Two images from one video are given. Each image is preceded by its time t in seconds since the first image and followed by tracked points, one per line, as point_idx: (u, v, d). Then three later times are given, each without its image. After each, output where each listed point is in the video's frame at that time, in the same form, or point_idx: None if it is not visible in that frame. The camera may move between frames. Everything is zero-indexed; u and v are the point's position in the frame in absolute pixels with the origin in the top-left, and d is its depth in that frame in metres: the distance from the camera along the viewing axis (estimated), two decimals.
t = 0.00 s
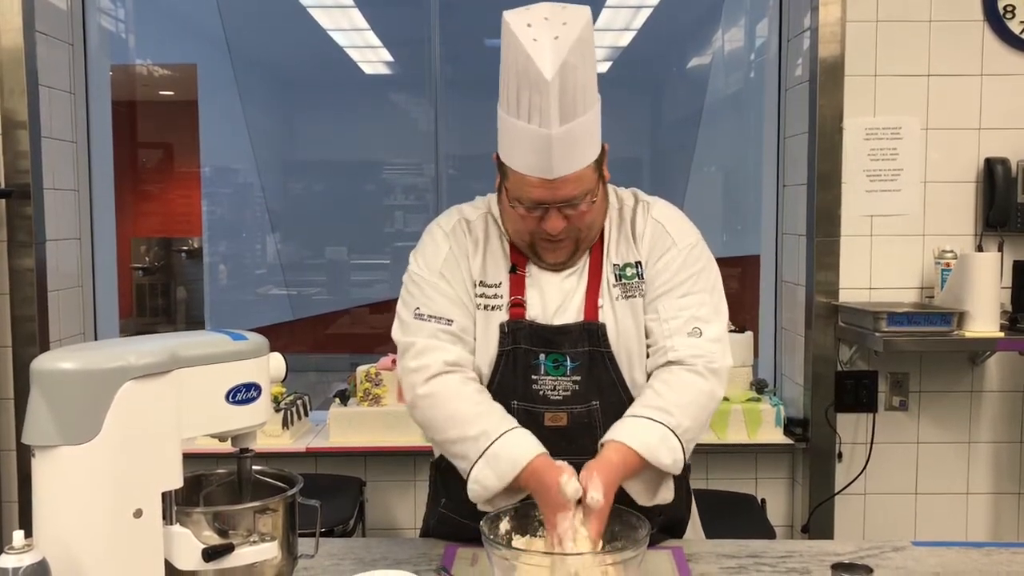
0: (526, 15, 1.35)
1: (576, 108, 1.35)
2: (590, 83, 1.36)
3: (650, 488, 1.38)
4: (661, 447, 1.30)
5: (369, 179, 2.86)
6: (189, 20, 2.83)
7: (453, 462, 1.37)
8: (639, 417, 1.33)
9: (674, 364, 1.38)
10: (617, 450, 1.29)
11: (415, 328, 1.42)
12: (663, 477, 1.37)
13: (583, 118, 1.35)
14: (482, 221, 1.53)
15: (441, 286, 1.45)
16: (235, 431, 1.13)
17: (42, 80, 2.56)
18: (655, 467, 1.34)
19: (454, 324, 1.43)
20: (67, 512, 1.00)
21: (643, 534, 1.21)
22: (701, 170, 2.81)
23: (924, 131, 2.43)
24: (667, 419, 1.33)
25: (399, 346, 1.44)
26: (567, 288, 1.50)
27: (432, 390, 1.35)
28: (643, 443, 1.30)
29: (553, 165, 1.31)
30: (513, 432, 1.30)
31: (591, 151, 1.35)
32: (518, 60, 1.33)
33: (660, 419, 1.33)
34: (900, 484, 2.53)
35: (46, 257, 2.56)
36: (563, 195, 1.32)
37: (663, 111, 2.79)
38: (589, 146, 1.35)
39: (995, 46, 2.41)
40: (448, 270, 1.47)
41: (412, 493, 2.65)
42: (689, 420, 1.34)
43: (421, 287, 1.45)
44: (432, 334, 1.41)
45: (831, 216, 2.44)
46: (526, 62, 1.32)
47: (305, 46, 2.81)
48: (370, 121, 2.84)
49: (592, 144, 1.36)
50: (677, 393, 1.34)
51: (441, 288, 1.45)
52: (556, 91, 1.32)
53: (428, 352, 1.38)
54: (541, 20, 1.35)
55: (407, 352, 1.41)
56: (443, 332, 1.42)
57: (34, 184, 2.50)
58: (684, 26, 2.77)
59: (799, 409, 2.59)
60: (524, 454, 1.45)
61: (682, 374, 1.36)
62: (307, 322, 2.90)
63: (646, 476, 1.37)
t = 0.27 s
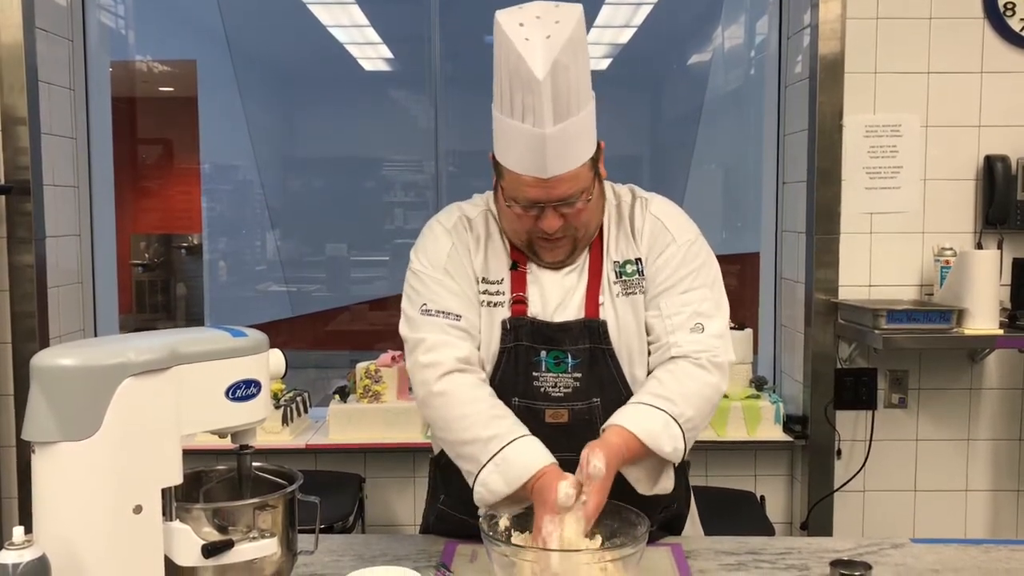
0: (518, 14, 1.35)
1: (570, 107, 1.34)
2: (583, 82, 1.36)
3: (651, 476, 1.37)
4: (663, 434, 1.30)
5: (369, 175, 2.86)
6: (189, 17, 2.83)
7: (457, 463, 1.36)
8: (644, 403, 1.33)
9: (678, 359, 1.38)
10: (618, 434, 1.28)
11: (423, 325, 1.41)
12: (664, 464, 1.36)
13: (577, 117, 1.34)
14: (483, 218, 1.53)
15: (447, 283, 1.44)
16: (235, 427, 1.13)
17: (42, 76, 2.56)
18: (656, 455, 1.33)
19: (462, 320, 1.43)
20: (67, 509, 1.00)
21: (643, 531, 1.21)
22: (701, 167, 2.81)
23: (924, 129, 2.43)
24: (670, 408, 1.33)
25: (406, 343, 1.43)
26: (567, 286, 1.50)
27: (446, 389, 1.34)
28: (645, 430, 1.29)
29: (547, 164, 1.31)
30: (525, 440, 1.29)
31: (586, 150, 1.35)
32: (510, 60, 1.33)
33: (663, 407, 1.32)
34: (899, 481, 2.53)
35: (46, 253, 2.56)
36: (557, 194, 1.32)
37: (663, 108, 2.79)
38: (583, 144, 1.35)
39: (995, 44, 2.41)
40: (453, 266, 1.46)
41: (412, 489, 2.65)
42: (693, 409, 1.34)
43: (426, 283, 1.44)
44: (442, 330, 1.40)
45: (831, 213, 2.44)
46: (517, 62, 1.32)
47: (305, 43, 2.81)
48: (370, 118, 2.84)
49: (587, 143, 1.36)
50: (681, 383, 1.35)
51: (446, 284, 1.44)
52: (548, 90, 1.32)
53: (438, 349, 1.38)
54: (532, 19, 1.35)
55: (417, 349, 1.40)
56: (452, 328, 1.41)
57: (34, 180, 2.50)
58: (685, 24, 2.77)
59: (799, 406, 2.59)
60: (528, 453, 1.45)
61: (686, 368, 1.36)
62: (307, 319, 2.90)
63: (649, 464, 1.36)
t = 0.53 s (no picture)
0: (518, 9, 1.35)
1: (570, 103, 1.34)
2: (583, 77, 1.35)
3: (661, 467, 1.37)
4: (672, 424, 1.30)
5: (369, 172, 2.85)
6: (189, 13, 2.82)
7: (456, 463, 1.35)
8: (653, 394, 1.33)
9: (685, 352, 1.37)
10: (627, 424, 1.28)
11: (428, 322, 1.41)
12: (672, 456, 1.37)
13: (577, 113, 1.34)
14: (483, 215, 1.52)
15: (451, 280, 1.44)
16: (235, 423, 1.13)
17: (41, 72, 2.55)
18: (666, 445, 1.34)
19: (467, 315, 1.43)
20: (67, 506, 1.00)
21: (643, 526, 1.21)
22: (701, 164, 2.81)
23: (925, 125, 2.42)
24: (678, 398, 1.32)
25: (410, 340, 1.43)
26: (568, 282, 1.50)
27: (450, 387, 1.34)
28: (655, 421, 1.29)
29: (547, 161, 1.31)
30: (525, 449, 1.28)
31: (586, 146, 1.35)
32: (510, 56, 1.33)
33: (671, 398, 1.32)
34: (899, 478, 2.53)
35: (46, 249, 2.56)
36: (556, 190, 1.32)
37: (664, 104, 2.78)
38: (583, 140, 1.35)
39: (996, 40, 2.41)
40: (456, 263, 1.46)
41: (412, 486, 2.66)
42: (701, 400, 1.33)
43: (429, 280, 1.44)
44: (447, 326, 1.40)
45: (831, 210, 2.44)
46: (517, 59, 1.32)
47: (305, 39, 2.81)
48: (370, 114, 2.84)
49: (587, 139, 1.36)
50: (689, 374, 1.34)
51: (450, 280, 1.44)
52: (548, 86, 1.32)
53: (444, 345, 1.38)
54: (532, 15, 1.35)
55: (423, 345, 1.40)
56: (457, 323, 1.41)
57: (34, 177, 2.50)
58: (685, 20, 2.76)
59: (798, 403, 2.59)
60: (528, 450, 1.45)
61: (693, 360, 1.35)
62: (307, 315, 2.90)
63: (658, 455, 1.36)
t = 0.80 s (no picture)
0: (522, 6, 1.35)
1: (574, 101, 1.34)
2: (587, 75, 1.35)
3: (684, 467, 1.36)
4: (693, 417, 1.30)
5: (369, 168, 2.85)
6: (188, 8, 2.82)
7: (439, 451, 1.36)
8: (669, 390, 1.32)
9: (698, 343, 1.37)
10: (648, 422, 1.29)
11: (413, 319, 1.42)
12: (697, 452, 1.36)
13: (582, 110, 1.34)
14: (480, 212, 1.54)
15: (440, 277, 1.45)
16: (234, 418, 1.13)
17: (40, 68, 2.55)
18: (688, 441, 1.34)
19: (453, 313, 1.43)
20: (66, 500, 1.00)
21: (639, 522, 1.23)
22: (701, 160, 2.80)
23: (925, 121, 2.42)
24: (695, 391, 1.32)
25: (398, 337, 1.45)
26: (567, 278, 1.49)
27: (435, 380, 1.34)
28: (674, 415, 1.29)
29: (550, 157, 1.31)
30: (494, 431, 1.29)
31: (589, 143, 1.35)
32: (514, 52, 1.32)
33: (688, 390, 1.32)
34: (899, 474, 2.53)
35: (45, 245, 2.56)
36: (560, 186, 1.32)
37: (664, 100, 2.78)
38: (586, 137, 1.35)
39: (996, 36, 2.40)
40: (446, 260, 1.47)
41: (411, 481, 2.66)
42: (716, 392, 1.33)
43: (419, 277, 1.45)
44: (431, 323, 1.41)
45: (831, 206, 2.44)
46: (521, 56, 1.31)
47: (304, 34, 2.80)
48: (370, 110, 2.83)
49: (590, 137, 1.36)
50: (702, 366, 1.34)
51: (438, 278, 1.45)
52: (553, 83, 1.32)
53: (424, 342, 1.39)
54: (536, 12, 1.35)
55: (406, 342, 1.41)
56: (442, 322, 1.42)
57: (33, 172, 2.50)
58: (685, 16, 2.76)
59: (798, 399, 2.60)
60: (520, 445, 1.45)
61: (706, 351, 1.35)
62: (306, 311, 2.90)
63: (680, 454, 1.36)
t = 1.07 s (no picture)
0: None
1: (577, 93, 1.34)
2: (591, 68, 1.34)
3: (672, 484, 1.39)
4: (672, 440, 1.31)
5: (368, 164, 2.85)
6: (187, 4, 2.81)
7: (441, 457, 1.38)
8: (648, 413, 1.33)
9: (673, 350, 1.38)
10: (626, 456, 1.29)
11: (417, 315, 1.42)
12: (682, 470, 1.39)
13: (585, 103, 1.34)
14: (481, 206, 1.53)
15: (442, 273, 1.45)
16: (233, 414, 1.13)
17: (39, 64, 2.54)
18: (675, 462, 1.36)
19: (456, 310, 1.44)
20: (66, 496, 0.99)
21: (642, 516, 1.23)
22: (701, 156, 2.80)
23: (925, 116, 2.42)
24: (672, 411, 1.33)
25: (400, 333, 1.45)
26: (567, 273, 1.49)
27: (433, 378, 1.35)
28: (653, 439, 1.30)
29: (553, 150, 1.31)
30: (495, 437, 1.31)
31: (592, 136, 1.35)
32: (518, 45, 1.31)
33: (666, 412, 1.33)
34: (898, 470, 2.54)
35: (44, 241, 2.56)
36: (562, 180, 1.32)
37: (663, 95, 2.78)
38: (589, 131, 1.35)
39: (996, 31, 2.40)
40: (448, 256, 1.47)
41: (411, 477, 2.66)
42: (693, 406, 1.34)
43: (422, 273, 1.45)
44: (434, 321, 1.42)
45: (831, 202, 2.44)
46: (525, 49, 1.31)
47: (303, 30, 2.80)
48: (369, 106, 2.83)
49: (593, 130, 1.36)
50: (676, 380, 1.35)
51: (441, 274, 1.45)
52: (556, 76, 1.32)
53: (429, 341, 1.39)
54: (540, 3, 1.32)
55: (408, 339, 1.41)
56: (445, 318, 1.42)
57: (33, 168, 2.50)
58: (685, 12, 2.76)
59: (798, 395, 2.60)
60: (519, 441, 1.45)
61: (678, 362, 1.36)
62: (306, 307, 2.90)
63: (667, 472, 1.39)
